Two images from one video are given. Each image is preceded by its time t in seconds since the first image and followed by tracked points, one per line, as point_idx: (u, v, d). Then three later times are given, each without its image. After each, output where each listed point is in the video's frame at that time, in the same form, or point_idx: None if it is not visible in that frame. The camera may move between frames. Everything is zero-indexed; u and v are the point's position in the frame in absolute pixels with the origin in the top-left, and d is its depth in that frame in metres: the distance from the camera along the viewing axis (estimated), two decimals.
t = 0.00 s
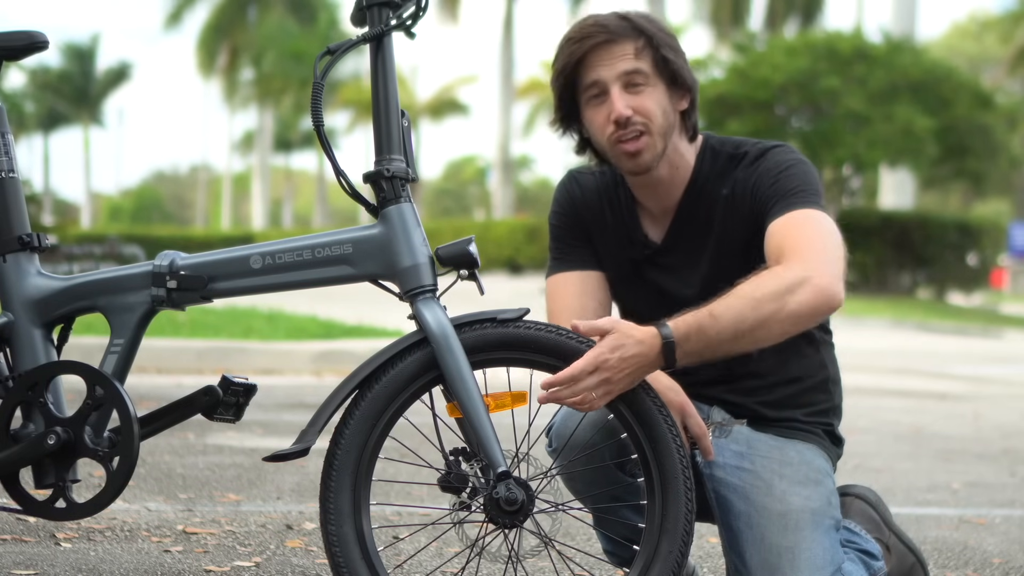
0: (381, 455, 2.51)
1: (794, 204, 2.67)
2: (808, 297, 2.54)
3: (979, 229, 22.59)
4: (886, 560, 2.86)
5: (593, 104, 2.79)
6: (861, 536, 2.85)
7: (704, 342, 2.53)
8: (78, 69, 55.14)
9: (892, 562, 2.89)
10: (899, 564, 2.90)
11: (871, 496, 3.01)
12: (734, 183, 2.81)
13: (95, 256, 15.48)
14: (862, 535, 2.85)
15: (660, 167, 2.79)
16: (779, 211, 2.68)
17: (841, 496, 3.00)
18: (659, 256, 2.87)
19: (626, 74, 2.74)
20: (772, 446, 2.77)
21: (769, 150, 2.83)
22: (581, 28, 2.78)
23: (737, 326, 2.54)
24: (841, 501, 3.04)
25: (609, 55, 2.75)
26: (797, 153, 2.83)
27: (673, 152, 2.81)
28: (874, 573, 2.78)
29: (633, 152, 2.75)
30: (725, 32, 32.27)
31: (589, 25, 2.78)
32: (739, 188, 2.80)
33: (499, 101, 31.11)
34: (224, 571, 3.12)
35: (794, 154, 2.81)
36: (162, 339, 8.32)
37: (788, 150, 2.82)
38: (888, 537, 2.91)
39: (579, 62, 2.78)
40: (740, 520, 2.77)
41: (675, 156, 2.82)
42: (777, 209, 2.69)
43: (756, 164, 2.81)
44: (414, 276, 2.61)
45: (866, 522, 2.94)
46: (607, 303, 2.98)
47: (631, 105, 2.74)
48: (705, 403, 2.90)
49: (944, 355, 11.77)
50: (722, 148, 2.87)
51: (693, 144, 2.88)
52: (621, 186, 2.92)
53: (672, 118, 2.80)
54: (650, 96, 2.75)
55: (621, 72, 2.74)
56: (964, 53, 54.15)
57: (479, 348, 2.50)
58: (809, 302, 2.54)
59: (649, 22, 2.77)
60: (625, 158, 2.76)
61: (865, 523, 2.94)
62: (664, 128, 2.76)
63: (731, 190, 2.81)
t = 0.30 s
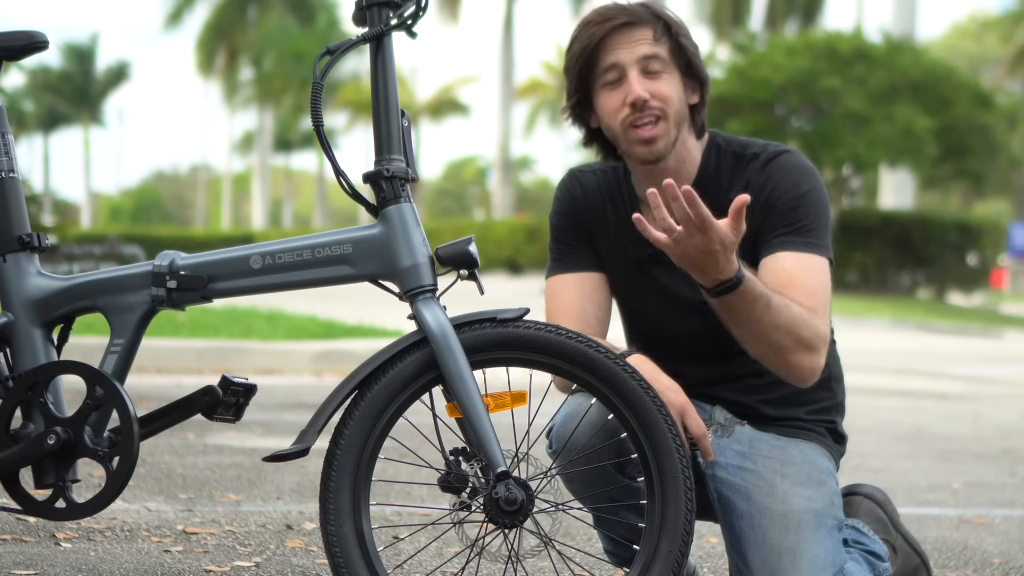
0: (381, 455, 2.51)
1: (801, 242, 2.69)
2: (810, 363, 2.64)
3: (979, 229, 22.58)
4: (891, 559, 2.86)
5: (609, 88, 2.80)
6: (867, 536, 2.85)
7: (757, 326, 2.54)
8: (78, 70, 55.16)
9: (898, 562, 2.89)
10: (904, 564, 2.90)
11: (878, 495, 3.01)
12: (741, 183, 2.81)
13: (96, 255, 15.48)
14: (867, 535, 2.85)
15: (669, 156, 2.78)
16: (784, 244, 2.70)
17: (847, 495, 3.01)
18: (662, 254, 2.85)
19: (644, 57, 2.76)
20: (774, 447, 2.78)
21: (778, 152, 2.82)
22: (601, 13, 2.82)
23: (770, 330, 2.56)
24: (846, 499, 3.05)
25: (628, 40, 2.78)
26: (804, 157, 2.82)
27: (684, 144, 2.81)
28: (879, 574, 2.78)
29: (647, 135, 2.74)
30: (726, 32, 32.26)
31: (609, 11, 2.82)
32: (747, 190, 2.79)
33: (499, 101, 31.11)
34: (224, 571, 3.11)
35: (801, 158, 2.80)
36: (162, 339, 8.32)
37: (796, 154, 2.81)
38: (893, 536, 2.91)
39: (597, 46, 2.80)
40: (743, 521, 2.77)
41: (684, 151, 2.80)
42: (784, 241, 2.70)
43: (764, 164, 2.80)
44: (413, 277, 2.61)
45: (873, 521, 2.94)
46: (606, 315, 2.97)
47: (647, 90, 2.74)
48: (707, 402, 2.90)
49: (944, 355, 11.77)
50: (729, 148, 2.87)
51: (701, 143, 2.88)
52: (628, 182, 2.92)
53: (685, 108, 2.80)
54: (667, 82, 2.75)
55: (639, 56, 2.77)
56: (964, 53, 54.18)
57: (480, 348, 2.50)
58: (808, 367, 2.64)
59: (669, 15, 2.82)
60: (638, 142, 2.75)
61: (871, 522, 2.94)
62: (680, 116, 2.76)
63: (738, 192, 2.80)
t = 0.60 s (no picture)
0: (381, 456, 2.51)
1: (816, 255, 2.69)
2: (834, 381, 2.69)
3: (979, 228, 22.57)
4: (889, 559, 2.86)
5: (606, 87, 2.80)
6: (864, 535, 2.85)
7: (770, 358, 2.60)
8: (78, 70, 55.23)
9: (895, 562, 2.88)
10: (902, 564, 2.89)
11: (874, 495, 3.02)
12: (742, 187, 2.81)
13: (96, 255, 15.47)
14: (865, 535, 2.85)
15: (667, 155, 2.77)
16: (798, 257, 2.69)
17: (844, 495, 3.02)
18: (662, 256, 2.85)
19: (641, 57, 2.77)
20: (773, 446, 2.78)
21: (781, 157, 2.82)
22: (600, 13, 2.83)
23: (789, 360, 2.61)
24: (844, 500, 3.05)
25: (625, 39, 2.79)
26: (805, 162, 2.83)
27: (681, 145, 2.81)
28: (877, 573, 2.78)
29: (643, 135, 2.74)
30: (726, 33, 32.26)
31: (606, 12, 2.83)
32: (750, 194, 2.79)
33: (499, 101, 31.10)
34: (224, 571, 3.12)
35: (802, 164, 2.80)
36: (162, 339, 8.32)
37: (797, 160, 2.81)
38: (890, 537, 2.91)
39: (594, 46, 2.81)
40: (742, 520, 2.77)
41: (680, 152, 2.81)
42: (796, 253, 2.70)
43: (766, 169, 2.80)
44: (414, 277, 2.61)
45: (869, 522, 2.94)
46: (603, 317, 2.98)
47: (645, 90, 2.75)
48: (705, 402, 2.91)
49: (944, 355, 11.78)
50: (729, 151, 2.87)
51: (699, 144, 2.88)
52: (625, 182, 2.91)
53: (682, 108, 2.81)
54: (664, 82, 2.76)
55: (636, 55, 2.77)
56: (964, 53, 54.24)
57: (479, 348, 2.50)
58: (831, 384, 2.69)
59: (665, 14, 2.82)
60: (635, 140, 2.75)
61: (868, 523, 2.94)
62: (676, 114, 2.76)
63: (739, 195, 2.80)
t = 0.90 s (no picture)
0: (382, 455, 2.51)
1: (817, 245, 2.68)
2: (841, 366, 2.69)
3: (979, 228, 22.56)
4: (889, 560, 2.86)
5: (598, 93, 2.78)
6: (864, 536, 2.85)
7: (769, 337, 2.60)
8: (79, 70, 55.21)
9: (896, 563, 2.88)
10: (902, 564, 2.89)
11: (875, 495, 3.02)
12: (740, 185, 2.81)
13: (96, 255, 15.47)
14: (865, 535, 2.85)
15: (658, 159, 2.79)
16: (802, 249, 2.69)
17: (844, 495, 3.01)
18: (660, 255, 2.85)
19: (634, 63, 2.75)
20: (774, 446, 2.78)
21: (776, 151, 2.82)
22: (594, 15, 2.79)
23: (788, 339, 2.61)
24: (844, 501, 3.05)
25: (619, 44, 2.76)
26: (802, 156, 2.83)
27: (674, 144, 2.82)
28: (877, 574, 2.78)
29: (634, 140, 2.75)
30: (726, 32, 32.26)
31: (600, 13, 2.79)
32: (747, 191, 2.80)
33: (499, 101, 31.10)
34: (224, 571, 3.11)
35: (799, 156, 2.81)
36: (162, 339, 8.32)
37: (793, 153, 2.82)
38: (890, 537, 2.91)
39: (589, 49, 2.78)
40: (743, 520, 2.77)
41: (675, 152, 2.81)
42: (799, 246, 2.69)
43: (763, 163, 2.80)
44: (413, 277, 2.61)
45: (870, 522, 2.94)
46: (603, 316, 2.98)
47: (636, 96, 2.74)
48: (705, 402, 2.90)
49: (944, 355, 11.79)
50: (724, 146, 2.87)
51: (694, 140, 2.88)
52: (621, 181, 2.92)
53: (675, 109, 2.80)
54: (657, 87, 2.75)
55: (629, 61, 2.75)
56: (964, 52, 54.30)
57: (479, 348, 2.50)
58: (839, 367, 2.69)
59: (660, 15, 2.79)
60: (624, 144, 2.76)
61: (869, 523, 2.94)
62: (669, 119, 2.76)
63: (737, 193, 2.81)
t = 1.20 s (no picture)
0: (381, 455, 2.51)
1: (805, 249, 2.68)
2: (828, 373, 2.71)
3: (979, 228, 22.56)
4: (891, 560, 2.86)
5: (565, 121, 2.69)
6: (866, 536, 2.85)
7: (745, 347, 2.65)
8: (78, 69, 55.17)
9: (896, 563, 2.89)
10: (903, 564, 2.90)
11: (876, 496, 3.02)
12: (730, 189, 2.79)
13: (96, 255, 15.46)
14: (866, 535, 2.85)
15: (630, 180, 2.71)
16: (790, 252, 2.68)
17: (845, 496, 3.01)
18: (656, 259, 2.86)
19: (593, 91, 2.62)
20: (776, 446, 2.77)
21: (767, 156, 2.80)
22: (555, 41, 2.67)
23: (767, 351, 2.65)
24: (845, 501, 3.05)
25: (579, 71, 2.64)
26: (794, 160, 2.81)
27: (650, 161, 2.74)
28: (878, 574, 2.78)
29: (602, 168, 2.68)
30: (726, 32, 32.25)
31: (563, 37, 2.66)
32: (738, 194, 2.78)
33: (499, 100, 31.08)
34: (224, 571, 3.11)
35: (790, 161, 2.79)
36: (162, 339, 8.32)
37: (785, 158, 2.80)
38: (891, 537, 2.92)
39: (553, 75, 2.67)
40: (743, 521, 2.76)
41: (656, 166, 2.76)
42: (785, 250, 2.69)
43: (753, 167, 2.79)
44: (413, 277, 2.61)
45: (871, 522, 2.94)
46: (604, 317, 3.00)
47: (597, 124, 2.64)
48: (707, 402, 2.91)
49: (944, 355, 11.79)
50: (716, 151, 2.85)
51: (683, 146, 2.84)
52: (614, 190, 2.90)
53: (646, 131, 2.68)
54: (620, 115, 2.63)
55: (589, 90, 2.63)
56: (963, 52, 54.36)
57: (479, 348, 2.50)
58: (826, 375, 2.71)
59: (624, 35, 2.63)
60: (595, 171, 2.70)
61: (870, 523, 2.94)
62: (636, 144, 2.66)
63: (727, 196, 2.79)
